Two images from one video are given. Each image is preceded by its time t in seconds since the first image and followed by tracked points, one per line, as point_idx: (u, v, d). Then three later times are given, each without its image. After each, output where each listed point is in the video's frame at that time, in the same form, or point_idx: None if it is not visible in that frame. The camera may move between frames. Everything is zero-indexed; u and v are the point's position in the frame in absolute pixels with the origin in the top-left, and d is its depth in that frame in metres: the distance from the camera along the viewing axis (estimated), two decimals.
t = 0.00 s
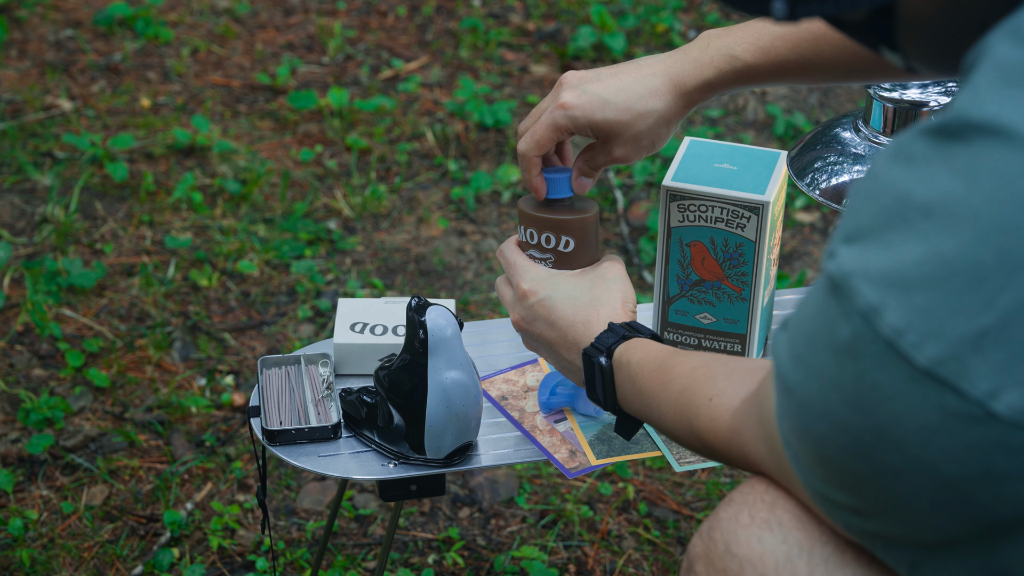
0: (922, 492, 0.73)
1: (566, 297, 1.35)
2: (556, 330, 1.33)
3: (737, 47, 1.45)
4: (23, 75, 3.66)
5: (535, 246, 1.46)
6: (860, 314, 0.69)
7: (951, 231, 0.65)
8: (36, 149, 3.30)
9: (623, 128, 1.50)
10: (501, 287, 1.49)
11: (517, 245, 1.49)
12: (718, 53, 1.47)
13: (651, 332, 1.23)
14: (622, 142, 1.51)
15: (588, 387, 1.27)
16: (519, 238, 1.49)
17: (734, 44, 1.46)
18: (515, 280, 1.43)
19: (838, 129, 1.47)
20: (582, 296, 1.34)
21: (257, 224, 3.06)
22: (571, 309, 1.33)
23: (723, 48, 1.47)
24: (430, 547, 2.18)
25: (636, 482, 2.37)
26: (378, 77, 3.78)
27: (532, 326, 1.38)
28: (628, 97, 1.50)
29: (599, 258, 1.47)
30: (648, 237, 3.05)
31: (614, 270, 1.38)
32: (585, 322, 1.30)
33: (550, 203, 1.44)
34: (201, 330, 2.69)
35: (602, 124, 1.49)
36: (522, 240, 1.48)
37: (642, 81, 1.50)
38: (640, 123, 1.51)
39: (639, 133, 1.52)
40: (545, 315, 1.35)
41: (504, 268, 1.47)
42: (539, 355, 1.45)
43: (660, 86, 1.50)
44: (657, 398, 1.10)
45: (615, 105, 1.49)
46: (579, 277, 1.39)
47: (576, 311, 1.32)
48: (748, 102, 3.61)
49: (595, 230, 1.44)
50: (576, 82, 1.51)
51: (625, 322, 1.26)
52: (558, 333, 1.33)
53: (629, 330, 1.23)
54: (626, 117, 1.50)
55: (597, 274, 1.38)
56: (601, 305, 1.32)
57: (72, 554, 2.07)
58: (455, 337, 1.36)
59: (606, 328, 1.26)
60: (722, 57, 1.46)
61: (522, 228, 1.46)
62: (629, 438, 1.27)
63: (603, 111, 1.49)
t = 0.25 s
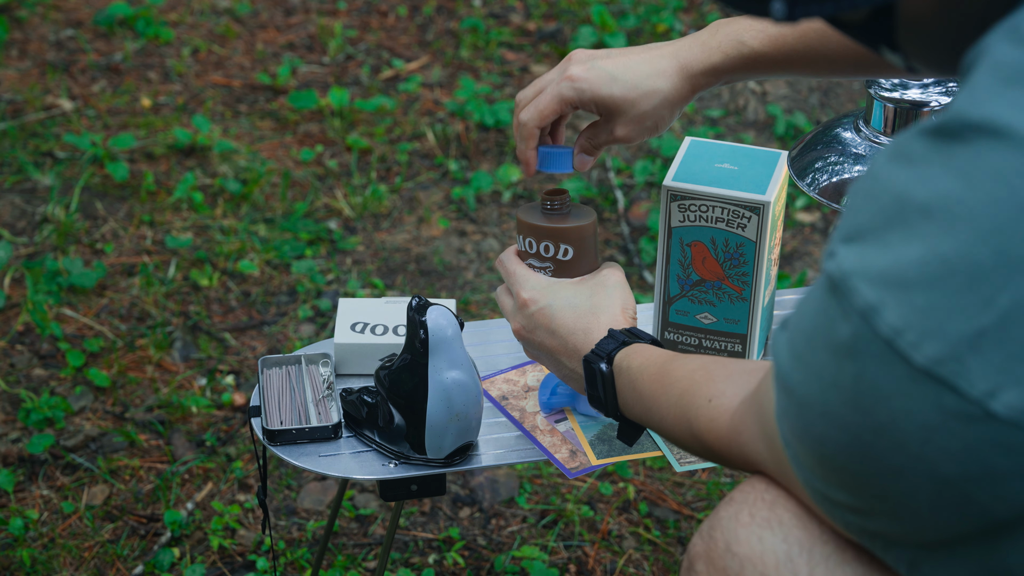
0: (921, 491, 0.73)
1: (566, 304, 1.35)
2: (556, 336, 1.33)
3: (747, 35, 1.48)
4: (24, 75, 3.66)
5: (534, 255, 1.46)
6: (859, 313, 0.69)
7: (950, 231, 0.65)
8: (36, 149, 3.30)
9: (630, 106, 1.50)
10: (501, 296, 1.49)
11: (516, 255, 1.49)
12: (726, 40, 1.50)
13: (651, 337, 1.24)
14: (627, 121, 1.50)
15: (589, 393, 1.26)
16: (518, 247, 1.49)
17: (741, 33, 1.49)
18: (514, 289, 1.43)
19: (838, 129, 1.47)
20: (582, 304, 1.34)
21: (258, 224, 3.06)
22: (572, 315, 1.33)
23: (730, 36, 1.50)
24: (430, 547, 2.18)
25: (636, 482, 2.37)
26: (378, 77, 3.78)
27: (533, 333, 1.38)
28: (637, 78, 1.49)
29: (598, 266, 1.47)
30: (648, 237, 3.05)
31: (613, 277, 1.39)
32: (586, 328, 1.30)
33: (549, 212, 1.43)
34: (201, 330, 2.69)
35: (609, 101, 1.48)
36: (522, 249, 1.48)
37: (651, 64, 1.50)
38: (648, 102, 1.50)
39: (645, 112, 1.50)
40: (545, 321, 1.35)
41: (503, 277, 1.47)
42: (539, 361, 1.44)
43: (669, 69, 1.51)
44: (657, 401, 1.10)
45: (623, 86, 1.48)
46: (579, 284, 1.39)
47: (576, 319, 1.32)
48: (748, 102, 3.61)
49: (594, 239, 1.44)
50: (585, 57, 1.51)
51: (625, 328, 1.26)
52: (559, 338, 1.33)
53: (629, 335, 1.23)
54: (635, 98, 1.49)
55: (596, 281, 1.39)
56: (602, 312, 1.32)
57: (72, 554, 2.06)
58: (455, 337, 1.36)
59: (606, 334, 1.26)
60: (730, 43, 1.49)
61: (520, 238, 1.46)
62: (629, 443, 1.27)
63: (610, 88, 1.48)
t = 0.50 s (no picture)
0: (920, 492, 0.73)
1: (568, 303, 1.35)
2: (558, 336, 1.33)
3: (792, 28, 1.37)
4: (24, 75, 3.66)
5: (537, 254, 1.46)
6: (857, 315, 0.69)
7: (948, 232, 0.65)
8: (36, 149, 3.30)
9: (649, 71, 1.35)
10: (501, 295, 1.49)
11: (517, 253, 1.48)
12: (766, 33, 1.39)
13: (652, 336, 1.24)
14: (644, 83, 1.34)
15: (589, 392, 1.26)
16: (519, 246, 1.48)
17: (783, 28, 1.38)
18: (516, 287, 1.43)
19: (838, 129, 1.47)
20: (584, 303, 1.35)
21: (258, 224, 3.06)
22: (574, 314, 1.33)
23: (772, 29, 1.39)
24: (430, 547, 2.18)
25: (636, 482, 2.37)
26: (378, 77, 3.78)
27: (534, 333, 1.38)
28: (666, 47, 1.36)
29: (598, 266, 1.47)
30: (648, 237, 3.05)
31: (616, 277, 1.40)
32: (587, 327, 1.31)
33: (552, 211, 1.42)
34: (201, 330, 2.69)
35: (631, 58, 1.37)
36: (524, 247, 1.47)
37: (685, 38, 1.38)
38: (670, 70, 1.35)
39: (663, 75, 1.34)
40: (547, 320, 1.35)
41: (504, 276, 1.47)
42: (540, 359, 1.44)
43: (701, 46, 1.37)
44: (658, 400, 1.10)
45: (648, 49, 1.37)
46: (581, 283, 1.40)
47: (578, 318, 1.32)
48: (748, 102, 3.61)
49: (597, 240, 1.44)
50: (624, 17, 1.43)
51: (626, 327, 1.27)
52: (561, 338, 1.33)
53: (630, 335, 1.23)
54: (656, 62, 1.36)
55: (598, 281, 1.40)
56: (603, 311, 1.33)
57: (72, 554, 2.07)
58: (455, 337, 1.36)
59: (607, 334, 1.27)
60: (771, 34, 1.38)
61: (523, 236, 1.46)
62: (630, 443, 1.27)
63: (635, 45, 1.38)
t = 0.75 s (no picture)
0: (916, 492, 0.73)
1: (564, 304, 1.35)
2: (556, 336, 1.33)
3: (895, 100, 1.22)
4: (23, 75, 3.66)
5: (532, 255, 1.46)
6: (854, 315, 0.69)
7: (945, 232, 0.65)
8: (36, 149, 3.30)
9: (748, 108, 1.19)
10: (498, 298, 1.48)
11: (512, 255, 1.48)
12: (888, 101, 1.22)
13: (650, 336, 1.24)
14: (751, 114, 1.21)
15: (588, 392, 1.26)
16: (515, 248, 1.48)
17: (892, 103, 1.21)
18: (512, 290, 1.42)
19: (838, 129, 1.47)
20: (580, 303, 1.35)
21: (257, 224, 3.06)
22: (570, 314, 1.33)
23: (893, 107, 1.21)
24: (430, 547, 2.18)
25: (636, 482, 2.37)
26: (378, 77, 3.78)
27: (531, 334, 1.38)
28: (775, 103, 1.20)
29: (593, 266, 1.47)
30: (648, 237, 3.05)
31: (611, 275, 1.40)
32: (583, 327, 1.30)
33: (545, 212, 1.42)
34: (201, 330, 2.69)
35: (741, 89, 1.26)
36: (519, 249, 1.47)
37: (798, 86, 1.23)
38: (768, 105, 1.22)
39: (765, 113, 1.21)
40: (543, 321, 1.35)
41: (499, 278, 1.47)
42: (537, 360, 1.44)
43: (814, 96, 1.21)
44: (656, 400, 1.10)
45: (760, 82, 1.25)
46: (577, 282, 1.39)
47: (574, 319, 1.32)
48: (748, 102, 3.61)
49: (592, 239, 1.44)
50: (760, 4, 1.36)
51: (623, 327, 1.26)
52: (558, 339, 1.33)
53: (627, 334, 1.23)
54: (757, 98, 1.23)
55: (593, 280, 1.40)
56: (600, 311, 1.33)
57: (72, 554, 2.06)
58: (455, 337, 1.36)
59: (605, 334, 1.26)
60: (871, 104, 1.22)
61: (517, 238, 1.45)
62: (628, 443, 1.27)
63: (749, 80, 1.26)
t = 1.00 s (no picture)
0: (928, 488, 0.73)
1: (570, 301, 1.35)
2: (562, 336, 1.34)
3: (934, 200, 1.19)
4: (24, 75, 3.66)
5: (537, 254, 1.45)
6: (867, 308, 0.69)
7: (959, 227, 0.65)
8: (36, 149, 3.30)
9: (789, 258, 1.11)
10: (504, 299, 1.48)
11: (517, 253, 1.48)
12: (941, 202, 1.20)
13: (656, 334, 1.24)
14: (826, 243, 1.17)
15: (594, 391, 1.26)
16: (519, 246, 1.48)
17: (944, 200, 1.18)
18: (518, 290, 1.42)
19: (838, 129, 1.47)
20: (586, 301, 1.35)
21: (257, 224, 3.06)
22: (576, 313, 1.33)
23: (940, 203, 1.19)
24: (430, 547, 2.18)
25: (636, 482, 2.37)
26: (378, 77, 3.78)
27: (536, 333, 1.38)
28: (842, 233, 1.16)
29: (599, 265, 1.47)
30: (648, 237, 3.05)
31: (618, 275, 1.40)
32: (590, 326, 1.31)
33: (550, 210, 1.42)
34: (201, 330, 2.69)
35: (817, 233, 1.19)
36: (523, 247, 1.46)
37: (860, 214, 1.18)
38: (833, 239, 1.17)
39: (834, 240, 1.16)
40: (548, 321, 1.35)
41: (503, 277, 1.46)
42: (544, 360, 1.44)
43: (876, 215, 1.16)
44: (663, 398, 1.10)
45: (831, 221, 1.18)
46: (583, 281, 1.39)
47: (580, 318, 1.32)
48: (749, 102, 3.61)
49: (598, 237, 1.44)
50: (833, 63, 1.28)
51: (629, 325, 1.26)
52: (564, 338, 1.33)
53: (635, 332, 1.23)
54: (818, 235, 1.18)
55: (599, 279, 1.40)
56: (606, 309, 1.33)
57: (72, 554, 2.06)
58: (455, 337, 1.36)
59: (612, 331, 1.26)
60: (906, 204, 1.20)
61: (522, 237, 1.45)
62: (635, 440, 1.28)
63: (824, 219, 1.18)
